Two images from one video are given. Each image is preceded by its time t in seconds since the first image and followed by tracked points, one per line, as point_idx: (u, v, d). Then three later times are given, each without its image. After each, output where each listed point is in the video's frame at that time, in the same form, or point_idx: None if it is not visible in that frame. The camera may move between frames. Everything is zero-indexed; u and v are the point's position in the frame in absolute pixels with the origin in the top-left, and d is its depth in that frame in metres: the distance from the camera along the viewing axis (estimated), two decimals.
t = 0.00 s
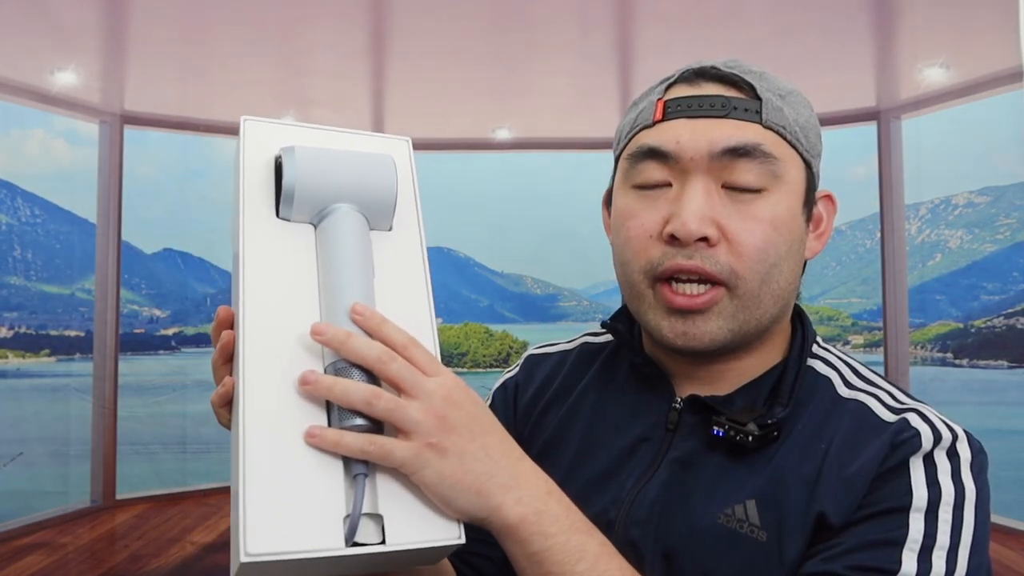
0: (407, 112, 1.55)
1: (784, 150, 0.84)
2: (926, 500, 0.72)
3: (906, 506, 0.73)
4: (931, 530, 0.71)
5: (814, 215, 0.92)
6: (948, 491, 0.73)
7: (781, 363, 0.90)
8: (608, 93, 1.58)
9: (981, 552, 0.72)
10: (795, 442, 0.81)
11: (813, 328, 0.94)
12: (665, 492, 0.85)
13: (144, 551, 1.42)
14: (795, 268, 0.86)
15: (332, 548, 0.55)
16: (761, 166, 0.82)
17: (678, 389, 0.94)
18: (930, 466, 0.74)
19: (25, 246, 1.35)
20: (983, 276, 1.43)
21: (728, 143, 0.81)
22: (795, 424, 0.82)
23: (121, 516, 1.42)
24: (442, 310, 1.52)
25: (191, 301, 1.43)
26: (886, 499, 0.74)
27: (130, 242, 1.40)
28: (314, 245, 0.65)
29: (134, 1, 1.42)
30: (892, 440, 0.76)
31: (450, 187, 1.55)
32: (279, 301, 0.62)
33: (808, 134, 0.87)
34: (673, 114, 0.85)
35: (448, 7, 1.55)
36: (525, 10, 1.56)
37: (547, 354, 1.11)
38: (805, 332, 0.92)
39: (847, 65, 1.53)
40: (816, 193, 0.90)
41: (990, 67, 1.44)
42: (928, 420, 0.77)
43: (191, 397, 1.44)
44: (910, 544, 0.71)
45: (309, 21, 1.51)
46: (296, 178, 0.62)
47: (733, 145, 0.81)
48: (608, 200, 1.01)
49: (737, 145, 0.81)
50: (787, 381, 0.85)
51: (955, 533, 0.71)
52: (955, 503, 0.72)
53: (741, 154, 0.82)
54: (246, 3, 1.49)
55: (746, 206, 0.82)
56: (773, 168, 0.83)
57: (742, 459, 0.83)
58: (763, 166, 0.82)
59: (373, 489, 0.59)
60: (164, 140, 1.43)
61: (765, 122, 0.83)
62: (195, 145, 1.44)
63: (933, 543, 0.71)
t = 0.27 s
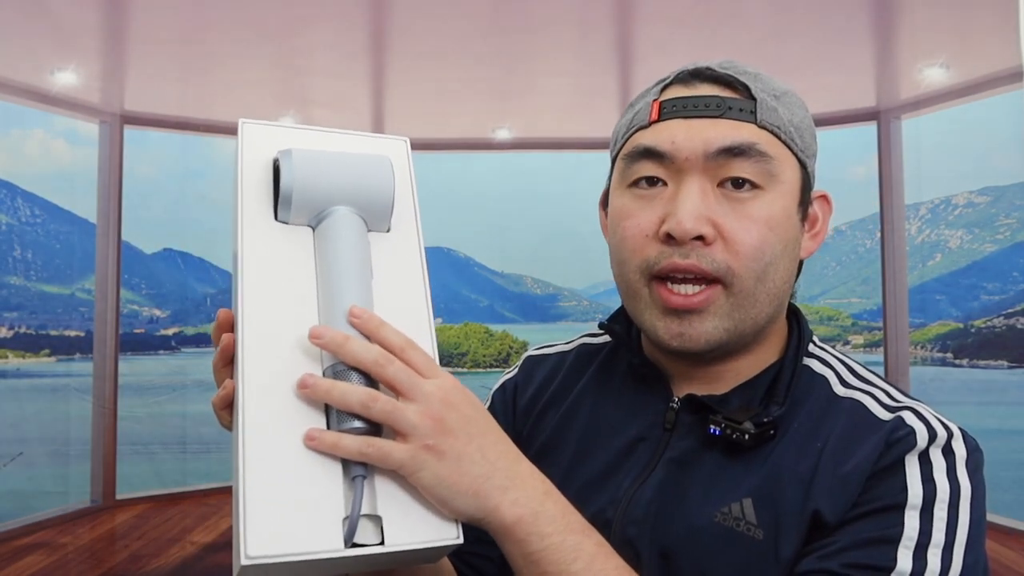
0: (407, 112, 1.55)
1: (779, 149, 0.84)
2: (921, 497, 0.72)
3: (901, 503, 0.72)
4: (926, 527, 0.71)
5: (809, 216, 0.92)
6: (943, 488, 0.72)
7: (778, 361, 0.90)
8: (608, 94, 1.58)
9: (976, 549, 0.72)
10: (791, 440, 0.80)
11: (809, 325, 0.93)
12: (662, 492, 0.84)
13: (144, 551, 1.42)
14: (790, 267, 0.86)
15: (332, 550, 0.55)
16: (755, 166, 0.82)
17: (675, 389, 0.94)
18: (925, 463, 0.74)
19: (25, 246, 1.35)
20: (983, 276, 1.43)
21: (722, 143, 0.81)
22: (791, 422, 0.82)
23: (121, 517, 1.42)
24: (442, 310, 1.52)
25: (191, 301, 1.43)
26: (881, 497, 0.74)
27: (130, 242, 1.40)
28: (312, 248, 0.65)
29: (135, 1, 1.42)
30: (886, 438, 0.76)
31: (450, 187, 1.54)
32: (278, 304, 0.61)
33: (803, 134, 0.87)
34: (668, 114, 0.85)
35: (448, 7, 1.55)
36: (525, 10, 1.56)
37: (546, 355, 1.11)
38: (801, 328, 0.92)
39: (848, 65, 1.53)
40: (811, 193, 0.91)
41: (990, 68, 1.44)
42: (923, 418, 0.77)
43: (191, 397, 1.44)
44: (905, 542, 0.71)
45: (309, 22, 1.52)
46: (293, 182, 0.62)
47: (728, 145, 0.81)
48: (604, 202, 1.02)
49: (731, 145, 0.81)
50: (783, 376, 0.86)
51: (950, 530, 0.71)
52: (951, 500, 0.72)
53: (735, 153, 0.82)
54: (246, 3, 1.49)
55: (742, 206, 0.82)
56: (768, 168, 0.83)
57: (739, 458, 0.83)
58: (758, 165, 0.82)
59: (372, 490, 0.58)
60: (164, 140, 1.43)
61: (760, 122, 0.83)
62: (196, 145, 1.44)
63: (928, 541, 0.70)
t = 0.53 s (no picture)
0: (408, 111, 1.54)
1: (776, 149, 0.84)
2: (918, 495, 0.72)
3: (898, 500, 0.72)
4: (924, 522, 0.71)
5: (807, 215, 0.92)
6: (942, 484, 0.72)
7: (776, 361, 0.90)
8: (608, 94, 1.58)
9: (973, 545, 0.72)
10: (789, 440, 0.80)
11: (808, 326, 0.93)
12: (660, 492, 0.84)
13: (144, 551, 1.42)
14: (788, 267, 0.86)
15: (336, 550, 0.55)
16: (752, 165, 0.82)
17: (673, 388, 0.94)
18: (924, 461, 0.73)
19: (25, 246, 1.35)
20: (983, 276, 1.43)
21: (720, 142, 0.81)
22: (789, 422, 0.82)
23: (121, 517, 1.42)
24: (442, 309, 1.52)
25: (191, 301, 1.42)
26: (879, 493, 0.73)
27: (130, 243, 1.41)
28: (300, 249, 0.64)
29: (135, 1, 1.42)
30: (884, 435, 0.76)
31: (450, 187, 1.54)
32: (272, 309, 0.61)
33: (800, 133, 0.87)
34: (665, 115, 0.85)
35: (448, 7, 1.55)
36: (526, 11, 1.56)
37: (545, 354, 1.11)
38: (800, 328, 0.92)
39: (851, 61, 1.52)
40: (808, 193, 0.91)
41: (991, 67, 1.44)
42: (922, 416, 0.76)
43: (191, 397, 1.44)
44: (902, 538, 0.70)
45: (309, 22, 1.52)
46: (278, 183, 0.62)
47: (725, 145, 0.81)
48: (602, 203, 1.02)
49: (729, 144, 0.81)
50: (782, 374, 0.85)
51: (947, 525, 0.71)
52: (949, 494, 0.72)
53: (733, 153, 0.82)
54: (246, 3, 1.49)
55: (739, 205, 0.82)
56: (765, 167, 0.83)
57: (738, 456, 0.83)
58: (755, 165, 0.82)
59: (373, 488, 0.58)
60: (165, 141, 1.42)
61: (756, 122, 0.83)
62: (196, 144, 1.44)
63: (925, 536, 0.70)
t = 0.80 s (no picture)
0: (407, 112, 1.55)
1: (776, 146, 0.84)
2: (915, 494, 0.72)
3: (894, 499, 0.72)
4: (921, 523, 0.71)
5: (805, 216, 0.92)
6: (938, 484, 0.72)
7: (771, 361, 0.90)
8: (608, 94, 1.58)
9: (971, 545, 0.72)
10: (785, 439, 0.80)
11: (803, 325, 0.93)
12: (657, 493, 0.84)
13: (144, 551, 1.42)
14: (784, 265, 0.86)
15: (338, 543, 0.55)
16: (752, 161, 0.82)
17: (668, 386, 0.93)
18: (920, 458, 0.74)
19: (25, 246, 1.35)
20: (983, 276, 1.43)
21: (720, 136, 0.82)
22: (785, 421, 0.82)
23: (121, 517, 1.42)
24: (442, 310, 1.52)
25: (191, 301, 1.43)
26: (875, 493, 0.74)
27: (130, 243, 1.41)
28: (310, 247, 0.64)
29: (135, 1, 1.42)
30: (881, 434, 0.76)
31: (450, 187, 1.54)
32: (280, 301, 0.61)
33: (801, 133, 0.87)
34: (667, 108, 0.85)
35: (448, 7, 1.55)
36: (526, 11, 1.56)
37: (541, 355, 1.11)
38: (795, 329, 0.92)
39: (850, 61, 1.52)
40: (807, 194, 0.91)
41: (991, 67, 1.44)
42: (918, 415, 0.76)
43: (190, 397, 1.44)
44: (900, 537, 0.71)
45: (309, 22, 1.52)
46: (291, 182, 0.61)
47: (725, 139, 0.81)
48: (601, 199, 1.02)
49: (728, 139, 0.81)
50: (777, 373, 0.86)
51: (945, 525, 0.71)
52: (946, 495, 0.72)
53: (732, 148, 0.82)
54: (246, 3, 1.49)
55: (737, 200, 0.82)
56: (764, 164, 0.83)
57: (734, 457, 0.83)
58: (754, 161, 0.82)
59: (377, 483, 0.58)
60: (164, 141, 1.43)
61: (757, 119, 0.83)
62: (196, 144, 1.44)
63: (923, 535, 0.70)
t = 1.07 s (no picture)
0: (407, 112, 1.54)
1: (775, 151, 0.84)
2: (912, 495, 0.72)
3: (892, 500, 0.72)
4: (918, 524, 0.71)
5: (803, 217, 0.92)
6: (935, 484, 0.72)
7: (769, 362, 0.90)
8: (608, 94, 1.58)
9: (968, 545, 0.72)
10: (783, 440, 0.80)
11: (801, 326, 0.93)
12: (655, 495, 0.84)
13: (144, 551, 1.42)
14: (782, 270, 0.86)
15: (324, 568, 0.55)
16: (750, 167, 0.82)
17: (667, 389, 0.93)
18: (917, 459, 0.74)
19: (25, 246, 1.35)
20: (983, 276, 1.43)
21: (719, 143, 0.81)
22: (783, 423, 0.82)
23: (121, 516, 1.42)
24: (442, 310, 1.53)
25: (191, 301, 1.43)
26: (874, 494, 0.74)
27: (130, 243, 1.41)
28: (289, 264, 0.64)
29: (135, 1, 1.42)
30: (879, 435, 0.76)
31: (450, 187, 1.54)
32: (260, 322, 0.61)
33: (799, 136, 0.87)
34: (665, 113, 0.85)
35: (448, 7, 1.55)
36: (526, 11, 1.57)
37: (539, 358, 1.11)
38: (793, 330, 0.92)
39: (849, 64, 1.52)
40: (806, 196, 0.91)
41: (991, 67, 1.44)
42: (916, 416, 0.77)
43: (190, 397, 1.44)
44: (897, 538, 0.71)
45: (309, 22, 1.52)
46: (266, 198, 0.61)
47: (724, 145, 0.81)
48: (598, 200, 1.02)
49: (727, 146, 0.81)
50: (775, 375, 0.85)
51: (942, 526, 0.71)
52: (942, 496, 0.72)
53: (731, 154, 0.82)
54: (246, 2, 1.49)
55: (735, 207, 0.82)
56: (762, 169, 0.83)
57: (732, 458, 0.82)
58: (753, 167, 0.82)
59: (361, 505, 0.58)
60: (165, 140, 1.42)
61: (755, 123, 0.83)
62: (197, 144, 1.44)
63: (920, 537, 0.71)
